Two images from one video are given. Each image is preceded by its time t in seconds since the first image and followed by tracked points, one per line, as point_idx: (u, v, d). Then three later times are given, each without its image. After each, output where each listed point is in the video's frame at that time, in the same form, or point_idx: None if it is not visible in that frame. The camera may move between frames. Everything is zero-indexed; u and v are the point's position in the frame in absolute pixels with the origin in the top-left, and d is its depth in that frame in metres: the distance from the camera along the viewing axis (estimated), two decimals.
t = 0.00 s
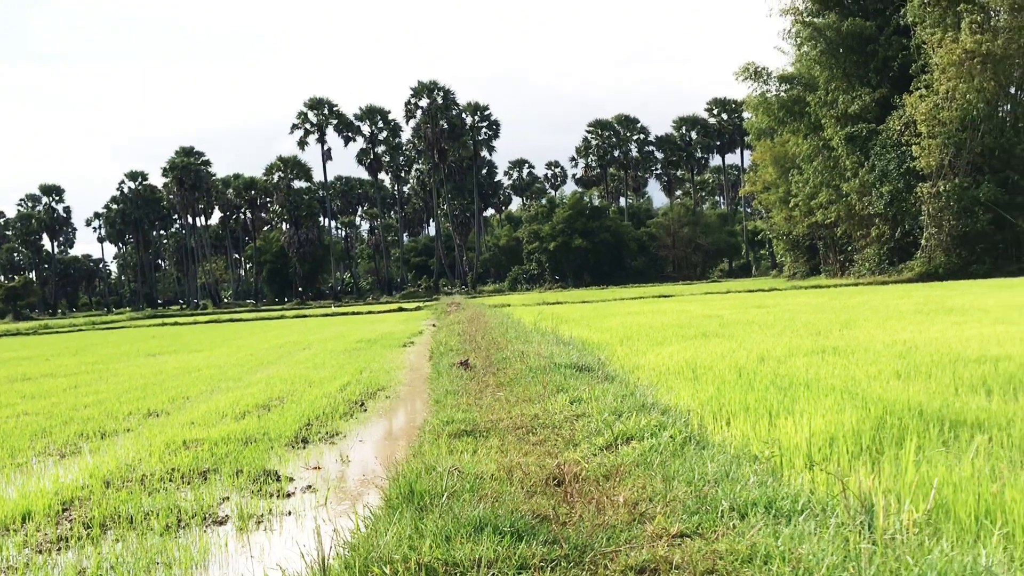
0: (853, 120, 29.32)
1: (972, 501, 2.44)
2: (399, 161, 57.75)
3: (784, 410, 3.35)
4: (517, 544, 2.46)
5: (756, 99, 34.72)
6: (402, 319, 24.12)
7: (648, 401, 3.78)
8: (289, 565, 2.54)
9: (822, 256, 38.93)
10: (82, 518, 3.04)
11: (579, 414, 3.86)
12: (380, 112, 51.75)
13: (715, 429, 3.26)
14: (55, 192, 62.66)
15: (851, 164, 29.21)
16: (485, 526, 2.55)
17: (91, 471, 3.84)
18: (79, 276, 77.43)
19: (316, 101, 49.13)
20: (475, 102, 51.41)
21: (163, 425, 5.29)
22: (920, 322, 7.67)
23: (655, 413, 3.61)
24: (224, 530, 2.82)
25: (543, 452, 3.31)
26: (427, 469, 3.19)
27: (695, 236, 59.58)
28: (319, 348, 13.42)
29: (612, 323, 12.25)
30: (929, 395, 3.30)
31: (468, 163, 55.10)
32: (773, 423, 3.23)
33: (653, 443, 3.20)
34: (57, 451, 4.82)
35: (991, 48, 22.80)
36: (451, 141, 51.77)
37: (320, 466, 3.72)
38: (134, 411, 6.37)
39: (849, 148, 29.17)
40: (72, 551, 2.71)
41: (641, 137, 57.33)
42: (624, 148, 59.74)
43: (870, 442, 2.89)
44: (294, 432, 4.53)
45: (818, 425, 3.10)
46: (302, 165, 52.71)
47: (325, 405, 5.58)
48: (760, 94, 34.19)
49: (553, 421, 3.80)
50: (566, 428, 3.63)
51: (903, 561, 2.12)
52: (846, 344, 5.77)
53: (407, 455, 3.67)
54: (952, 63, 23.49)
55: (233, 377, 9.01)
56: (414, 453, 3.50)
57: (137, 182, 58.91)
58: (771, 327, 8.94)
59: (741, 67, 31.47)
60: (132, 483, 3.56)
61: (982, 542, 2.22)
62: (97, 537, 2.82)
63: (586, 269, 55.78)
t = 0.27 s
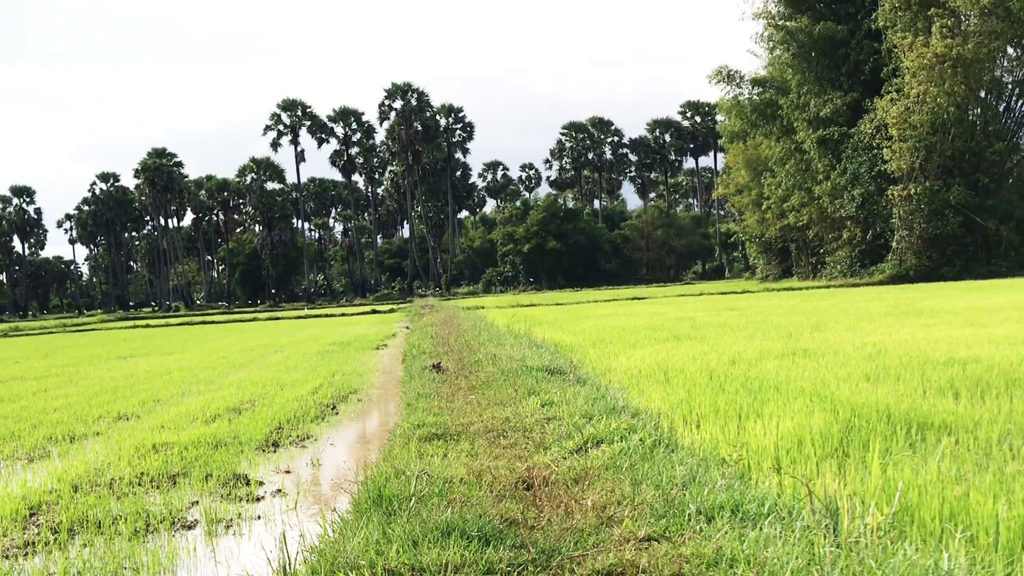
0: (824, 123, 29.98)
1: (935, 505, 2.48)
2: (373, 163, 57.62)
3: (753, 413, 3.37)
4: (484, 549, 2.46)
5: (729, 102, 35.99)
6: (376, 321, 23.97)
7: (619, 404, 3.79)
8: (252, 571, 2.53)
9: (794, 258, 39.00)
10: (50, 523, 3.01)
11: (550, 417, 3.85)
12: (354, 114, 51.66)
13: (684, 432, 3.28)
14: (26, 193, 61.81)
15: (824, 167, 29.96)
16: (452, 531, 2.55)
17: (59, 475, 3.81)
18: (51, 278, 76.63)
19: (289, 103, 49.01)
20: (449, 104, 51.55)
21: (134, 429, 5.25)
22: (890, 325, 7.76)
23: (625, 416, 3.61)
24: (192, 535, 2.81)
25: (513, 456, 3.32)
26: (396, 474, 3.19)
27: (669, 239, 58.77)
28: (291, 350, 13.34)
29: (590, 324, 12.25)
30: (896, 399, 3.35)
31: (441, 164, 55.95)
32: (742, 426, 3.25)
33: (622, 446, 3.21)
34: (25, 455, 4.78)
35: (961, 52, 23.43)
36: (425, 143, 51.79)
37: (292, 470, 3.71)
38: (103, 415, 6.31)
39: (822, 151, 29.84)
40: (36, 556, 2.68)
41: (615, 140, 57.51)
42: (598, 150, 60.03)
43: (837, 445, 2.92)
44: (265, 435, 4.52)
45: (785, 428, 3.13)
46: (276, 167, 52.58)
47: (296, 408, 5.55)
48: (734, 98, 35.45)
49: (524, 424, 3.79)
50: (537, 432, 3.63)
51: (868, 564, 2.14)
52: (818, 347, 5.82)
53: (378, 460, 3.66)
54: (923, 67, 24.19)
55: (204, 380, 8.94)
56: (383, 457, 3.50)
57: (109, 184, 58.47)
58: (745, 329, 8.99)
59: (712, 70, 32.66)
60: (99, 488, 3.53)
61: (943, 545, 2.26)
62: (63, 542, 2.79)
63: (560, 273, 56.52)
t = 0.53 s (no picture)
0: (794, 125, 30.83)
1: (898, 505, 2.51)
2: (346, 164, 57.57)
3: (722, 415, 3.40)
4: (449, 552, 2.47)
5: (700, 104, 36.57)
6: (347, 323, 23.88)
7: (586, 406, 3.80)
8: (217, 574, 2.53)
9: (764, 260, 39.35)
10: (15, 527, 2.98)
11: (518, 420, 3.87)
12: (326, 115, 51.59)
13: (653, 433, 3.28)
14: None
15: (794, 168, 30.77)
16: (418, 535, 2.56)
17: (25, 478, 3.78)
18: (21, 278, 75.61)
19: (261, 103, 48.85)
20: (421, 106, 51.75)
21: (102, 432, 5.22)
22: (861, 327, 7.86)
23: (594, 418, 3.63)
24: (158, 539, 2.80)
25: (481, 458, 3.33)
26: (363, 477, 3.20)
27: (641, 241, 59.96)
28: (262, 352, 13.25)
29: (566, 325, 12.29)
30: (863, 401, 3.38)
31: (415, 166, 56.65)
32: (709, 428, 3.27)
33: (590, 449, 3.23)
34: None
35: (930, 55, 24.07)
36: (397, 144, 51.82)
37: (260, 473, 3.71)
38: (70, 417, 6.27)
39: (792, 153, 30.60)
40: None
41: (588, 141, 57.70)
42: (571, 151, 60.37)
43: (802, 447, 2.94)
44: (233, 438, 4.50)
45: (752, 429, 3.15)
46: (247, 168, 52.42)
47: (265, 411, 5.53)
48: (705, 101, 36.16)
49: (492, 426, 3.80)
50: (506, 435, 3.63)
51: (830, 562, 2.16)
52: (790, 347, 5.88)
53: (346, 462, 3.66)
54: (893, 70, 24.89)
55: (174, 382, 8.88)
56: (351, 460, 3.50)
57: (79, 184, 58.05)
58: (718, 330, 9.06)
59: (684, 72, 33.38)
60: (64, 492, 3.51)
61: (904, 546, 2.29)
62: (29, 547, 2.78)
63: (532, 273, 56.52)
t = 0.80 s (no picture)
0: (763, 127, 31.53)
1: (864, 505, 2.53)
2: (316, 164, 58.13)
3: (688, 416, 3.42)
4: (411, 556, 2.47)
5: (671, 106, 36.38)
6: (316, 324, 23.72)
7: (553, 408, 3.80)
8: None
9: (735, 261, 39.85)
10: None
11: (486, 422, 3.86)
12: (296, 115, 51.80)
13: (620, 435, 3.29)
14: None
15: (764, 170, 31.29)
16: (380, 538, 2.57)
17: None
18: None
19: (230, 103, 48.92)
20: (391, 106, 52.70)
21: (67, 434, 5.19)
22: (829, 328, 7.97)
23: (562, 421, 3.63)
24: (122, 542, 2.79)
25: (447, 461, 3.33)
26: (328, 480, 3.20)
27: (612, 241, 59.43)
28: (231, 354, 13.18)
29: (539, 326, 12.31)
30: (830, 402, 3.42)
31: (384, 167, 58.28)
32: (676, 430, 3.29)
33: (556, 451, 3.23)
34: None
35: (898, 57, 25.07)
36: (368, 144, 52.42)
37: (226, 476, 3.70)
38: (35, 420, 6.22)
39: (762, 155, 31.17)
40: None
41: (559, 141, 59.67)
42: (543, 152, 63.61)
43: (767, 448, 2.97)
44: (200, 441, 4.48)
45: (717, 431, 3.17)
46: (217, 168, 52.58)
47: (233, 412, 5.50)
48: (675, 102, 35.81)
49: (459, 428, 3.80)
50: (473, 437, 3.63)
51: (793, 564, 2.17)
52: (760, 348, 5.94)
53: (312, 465, 3.65)
54: (861, 72, 25.65)
55: (141, 384, 8.82)
56: (318, 463, 3.49)
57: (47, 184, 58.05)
58: (689, 331, 9.14)
59: (654, 74, 33.71)
60: (28, 495, 3.48)
61: (864, 546, 2.31)
62: None
63: (503, 274, 57.08)
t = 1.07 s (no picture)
0: (732, 129, 31.80)
1: (824, 504, 2.56)
2: (285, 164, 57.96)
3: (654, 417, 3.45)
4: (373, 559, 2.48)
5: (640, 107, 36.37)
6: (283, 326, 23.56)
7: (519, 409, 3.82)
8: None
9: (702, 262, 40.04)
10: None
11: (453, 423, 3.87)
12: (264, 114, 51.60)
13: (585, 436, 3.31)
14: None
15: (732, 172, 31.40)
16: (344, 541, 2.57)
17: None
18: None
19: (198, 103, 48.53)
20: (361, 106, 52.50)
21: (29, 437, 5.16)
22: (795, 329, 8.10)
23: (527, 421, 3.65)
24: (86, 545, 2.78)
25: (412, 462, 3.35)
26: (291, 483, 3.20)
27: (582, 242, 61.18)
28: (197, 355, 13.07)
29: (510, 326, 12.34)
30: (793, 402, 3.46)
31: (353, 167, 56.55)
32: (641, 431, 3.31)
33: (520, 453, 3.25)
34: None
35: (865, 59, 25.80)
36: (337, 144, 52.18)
37: (191, 478, 3.70)
38: None
39: (731, 156, 31.39)
40: None
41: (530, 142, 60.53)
42: (512, 153, 63.14)
43: (729, 450, 3.00)
44: (164, 443, 4.46)
45: (681, 432, 3.20)
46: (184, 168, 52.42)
47: (198, 414, 5.47)
48: (645, 102, 35.97)
49: (424, 430, 3.81)
50: (439, 438, 3.63)
51: (751, 564, 2.19)
52: (729, 349, 6.01)
53: (277, 467, 3.65)
54: (828, 74, 26.39)
55: (105, 386, 8.72)
56: (282, 466, 3.50)
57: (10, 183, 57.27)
58: (658, 331, 9.23)
59: (622, 76, 33.61)
60: None
61: (824, 545, 2.32)
62: None
63: (473, 274, 56.95)
